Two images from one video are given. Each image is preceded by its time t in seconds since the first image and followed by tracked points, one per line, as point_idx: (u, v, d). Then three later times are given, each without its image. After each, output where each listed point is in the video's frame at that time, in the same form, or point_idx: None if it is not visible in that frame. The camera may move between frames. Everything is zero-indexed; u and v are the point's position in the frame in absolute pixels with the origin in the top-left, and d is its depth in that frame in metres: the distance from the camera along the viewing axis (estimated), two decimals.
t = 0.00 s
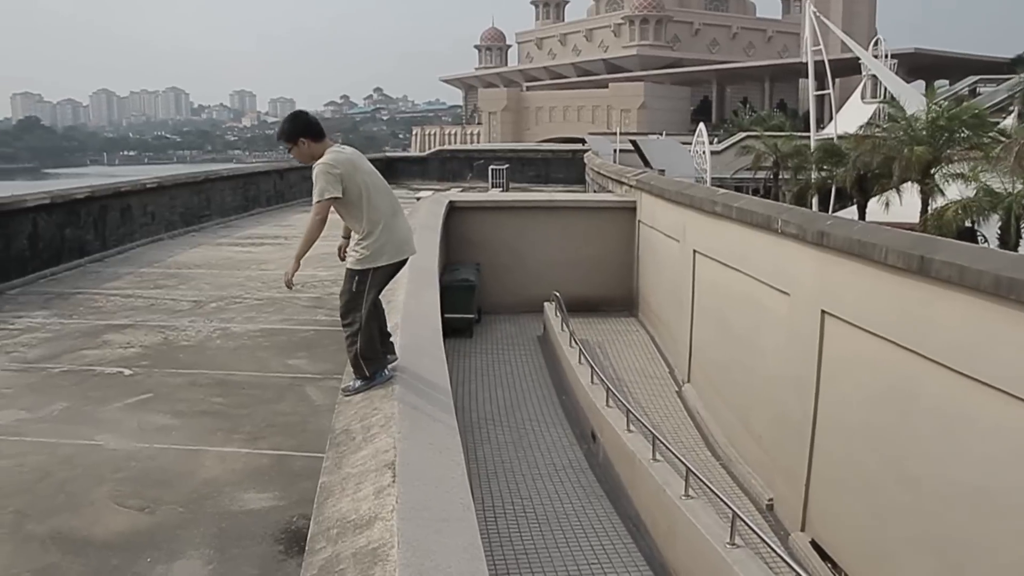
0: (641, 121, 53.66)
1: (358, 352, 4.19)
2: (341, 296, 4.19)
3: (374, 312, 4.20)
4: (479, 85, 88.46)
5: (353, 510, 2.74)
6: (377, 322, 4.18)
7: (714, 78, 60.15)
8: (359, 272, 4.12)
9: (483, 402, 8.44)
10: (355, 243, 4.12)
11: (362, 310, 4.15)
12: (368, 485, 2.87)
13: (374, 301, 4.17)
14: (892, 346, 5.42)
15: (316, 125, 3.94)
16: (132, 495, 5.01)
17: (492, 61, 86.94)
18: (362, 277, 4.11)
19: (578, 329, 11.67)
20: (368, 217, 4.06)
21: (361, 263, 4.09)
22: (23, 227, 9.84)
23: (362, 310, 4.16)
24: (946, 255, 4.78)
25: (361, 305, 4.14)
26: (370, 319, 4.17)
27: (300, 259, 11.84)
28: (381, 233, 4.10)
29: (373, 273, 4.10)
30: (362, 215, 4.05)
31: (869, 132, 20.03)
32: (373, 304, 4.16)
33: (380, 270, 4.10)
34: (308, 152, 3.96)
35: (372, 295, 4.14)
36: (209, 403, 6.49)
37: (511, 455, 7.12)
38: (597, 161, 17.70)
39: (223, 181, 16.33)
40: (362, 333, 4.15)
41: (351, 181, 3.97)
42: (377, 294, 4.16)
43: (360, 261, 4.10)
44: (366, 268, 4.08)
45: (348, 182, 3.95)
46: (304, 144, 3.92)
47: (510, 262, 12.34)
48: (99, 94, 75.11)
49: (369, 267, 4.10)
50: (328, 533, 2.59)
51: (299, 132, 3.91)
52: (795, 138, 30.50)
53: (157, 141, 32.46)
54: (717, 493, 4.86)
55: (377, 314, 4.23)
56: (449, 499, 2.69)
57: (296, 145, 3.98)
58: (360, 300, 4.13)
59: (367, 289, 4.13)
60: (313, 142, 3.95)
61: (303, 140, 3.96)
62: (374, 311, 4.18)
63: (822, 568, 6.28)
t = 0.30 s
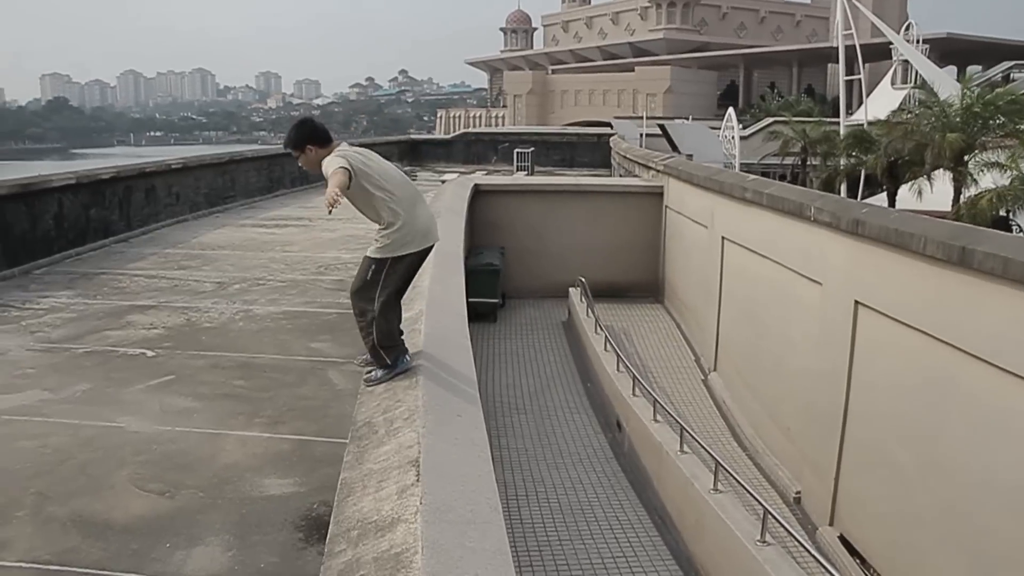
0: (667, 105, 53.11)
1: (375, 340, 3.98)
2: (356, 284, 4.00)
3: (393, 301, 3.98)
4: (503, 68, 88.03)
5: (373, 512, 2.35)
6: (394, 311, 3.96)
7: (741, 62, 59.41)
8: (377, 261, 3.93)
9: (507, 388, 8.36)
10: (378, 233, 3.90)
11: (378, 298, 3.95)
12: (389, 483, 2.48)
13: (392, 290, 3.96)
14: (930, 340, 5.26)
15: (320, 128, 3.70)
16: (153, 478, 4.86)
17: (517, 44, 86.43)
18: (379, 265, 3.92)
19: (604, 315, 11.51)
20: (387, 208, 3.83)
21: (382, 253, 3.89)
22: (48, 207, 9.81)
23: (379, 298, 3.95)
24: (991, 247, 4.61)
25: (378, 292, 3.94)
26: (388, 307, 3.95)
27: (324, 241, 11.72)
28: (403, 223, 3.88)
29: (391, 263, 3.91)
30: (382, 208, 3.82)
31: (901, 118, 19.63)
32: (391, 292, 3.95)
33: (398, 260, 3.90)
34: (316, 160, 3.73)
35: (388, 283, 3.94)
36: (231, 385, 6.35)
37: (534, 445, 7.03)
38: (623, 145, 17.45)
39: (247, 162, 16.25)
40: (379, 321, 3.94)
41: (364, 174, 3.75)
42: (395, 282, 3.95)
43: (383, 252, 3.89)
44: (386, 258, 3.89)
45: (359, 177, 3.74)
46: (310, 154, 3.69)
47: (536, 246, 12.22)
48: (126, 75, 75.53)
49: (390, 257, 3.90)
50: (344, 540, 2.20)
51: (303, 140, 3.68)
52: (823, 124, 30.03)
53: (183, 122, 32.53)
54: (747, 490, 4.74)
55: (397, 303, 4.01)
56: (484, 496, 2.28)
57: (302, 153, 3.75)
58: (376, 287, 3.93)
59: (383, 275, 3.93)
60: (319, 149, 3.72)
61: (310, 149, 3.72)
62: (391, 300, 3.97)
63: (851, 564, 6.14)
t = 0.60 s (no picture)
0: (690, 89, 52.62)
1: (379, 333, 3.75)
2: (366, 276, 3.75)
3: (403, 300, 3.73)
4: (526, 50, 87.55)
5: (387, 513, 2.00)
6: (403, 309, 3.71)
7: (766, 47, 58.69)
8: (391, 263, 3.66)
9: (527, 373, 8.29)
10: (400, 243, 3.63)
11: (388, 296, 3.69)
12: (407, 479, 2.13)
13: (403, 291, 3.70)
14: (965, 335, 5.09)
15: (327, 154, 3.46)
16: (168, 459, 4.65)
17: (540, 26, 85.86)
18: (393, 268, 3.65)
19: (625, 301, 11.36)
20: (407, 217, 3.62)
21: (400, 257, 3.64)
22: (69, 184, 9.78)
23: (389, 296, 3.70)
24: None
25: (388, 292, 3.68)
26: (396, 305, 3.71)
27: (345, 221, 11.58)
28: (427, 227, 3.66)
29: (407, 270, 3.65)
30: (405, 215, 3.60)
31: (931, 105, 19.24)
32: (399, 291, 3.70)
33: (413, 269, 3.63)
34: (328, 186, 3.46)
35: (399, 283, 3.68)
36: (248, 366, 6.17)
37: (554, 433, 6.97)
38: (647, 129, 17.18)
39: (268, 141, 16.15)
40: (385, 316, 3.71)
41: (379, 185, 3.55)
42: (407, 285, 3.69)
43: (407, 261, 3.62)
44: (403, 265, 3.63)
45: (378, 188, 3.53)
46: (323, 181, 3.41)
47: (557, 230, 12.08)
48: (150, 53, 75.84)
49: (408, 263, 3.65)
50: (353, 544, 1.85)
51: (314, 166, 3.42)
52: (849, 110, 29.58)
53: (207, 101, 32.58)
54: (774, 487, 4.63)
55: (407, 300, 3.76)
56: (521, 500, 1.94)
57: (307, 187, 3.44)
58: (387, 287, 3.67)
59: (395, 276, 3.66)
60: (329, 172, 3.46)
61: (319, 180, 3.43)
62: (401, 299, 3.71)
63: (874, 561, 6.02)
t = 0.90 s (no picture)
0: (714, 71, 52.01)
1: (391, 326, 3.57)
2: (369, 276, 3.53)
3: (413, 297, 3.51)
4: (548, 29, 86.85)
5: (406, 512, 1.90)
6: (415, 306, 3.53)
7: (792, 29, 57.87)
8: (402, 269, 3.45)
9: (547, 356, 8.21)
10: (416, 262, 3.43)
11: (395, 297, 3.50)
12: (426, 476, 2.05)
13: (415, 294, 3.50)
14: (1000, 328, 4.94)
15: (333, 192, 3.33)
16: (183, 437, 4.42)
17: (562, 5, 85.10)
18: (403, 275, 3.45)
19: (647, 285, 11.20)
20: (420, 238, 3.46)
21: (413, 267, 3.43)
22: (89, 158, 9.75)
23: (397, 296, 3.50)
24: None
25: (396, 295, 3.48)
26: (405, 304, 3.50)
27: (365, 199, 11.42)
28: (440, 242, 3.50)
29: (417, 281, 3.46)
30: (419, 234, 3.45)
31: (962, 89, 18.79)
32: (409, 291, 3.48)
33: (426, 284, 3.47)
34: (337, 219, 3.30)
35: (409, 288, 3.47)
36: (266, 345, 5.98)
37: (574, 419, 6.91)
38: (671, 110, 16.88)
39: (289, 118, 16.02)
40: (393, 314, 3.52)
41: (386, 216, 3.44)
42: (417, 292, 3.49)
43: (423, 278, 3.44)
44: (416, 277, 3.43)
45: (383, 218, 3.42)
46: (331, 214, 3.26)
47: (579, 212, 11.94)
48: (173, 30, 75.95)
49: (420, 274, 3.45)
50: (369, 545, 1.76)
51: (321, 199, 3.27)
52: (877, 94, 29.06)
53: (229, 77, 32.53)
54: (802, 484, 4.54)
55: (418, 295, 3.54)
56: (542, 500, 1.85)
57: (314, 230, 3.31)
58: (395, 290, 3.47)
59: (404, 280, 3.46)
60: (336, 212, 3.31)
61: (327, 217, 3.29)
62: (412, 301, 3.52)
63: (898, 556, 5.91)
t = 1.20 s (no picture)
0: (741, 52, 51.32)
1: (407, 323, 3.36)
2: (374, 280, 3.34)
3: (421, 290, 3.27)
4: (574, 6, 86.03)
5: (427, 507, 1.82)
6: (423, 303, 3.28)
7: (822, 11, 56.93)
8: (401, 275, 3.24)
9: (570, 337, 8.14)
10: (417, 268, 3.21)
11: (398, 301, 3.29)
12: (449, 469, 1.97)
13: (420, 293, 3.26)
14: None
15: (334, 184, 3.18)
16: (201, 413, 4.33)
17: None
18: (403, 281, 3.24)
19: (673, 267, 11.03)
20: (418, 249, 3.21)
21: (413, 272, 3.22)
22: (112, 128, 9.70)
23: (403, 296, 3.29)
24: None
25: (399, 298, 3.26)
26: (413, 299, 3.28)
27: (387, 174, 11.32)
28: (442, 241, 3.28)
29: (419, 284, 3.23)
30: (419, 236, 3.22)
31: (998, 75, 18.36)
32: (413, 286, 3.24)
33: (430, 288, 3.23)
34: (336, 214, 3.13)
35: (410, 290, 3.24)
36: (285, 320, 5.90)
37: (596, 403, 6.85)
38: (698, 91, 16.61)
39: (312, 90, 15.92)
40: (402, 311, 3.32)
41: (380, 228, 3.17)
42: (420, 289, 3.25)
43: (426, 283, 3.23)
44: (416, 280, 3.21)
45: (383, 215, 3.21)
46: (330, 207, 3.10)
47: (604, 191, 11.78)
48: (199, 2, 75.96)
49: (423, 276, 3.23)
50: (389, 542, 1.69)
51: (319, 191, 3.10)
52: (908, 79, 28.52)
53: (254, 49, 32.45)
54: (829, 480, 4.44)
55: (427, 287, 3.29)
56: (570, 497, 1.76)
57: (311, 224, 3.16)
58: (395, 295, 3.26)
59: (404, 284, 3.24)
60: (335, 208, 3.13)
61: (323, 212, 3.12)
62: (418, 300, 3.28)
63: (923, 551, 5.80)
